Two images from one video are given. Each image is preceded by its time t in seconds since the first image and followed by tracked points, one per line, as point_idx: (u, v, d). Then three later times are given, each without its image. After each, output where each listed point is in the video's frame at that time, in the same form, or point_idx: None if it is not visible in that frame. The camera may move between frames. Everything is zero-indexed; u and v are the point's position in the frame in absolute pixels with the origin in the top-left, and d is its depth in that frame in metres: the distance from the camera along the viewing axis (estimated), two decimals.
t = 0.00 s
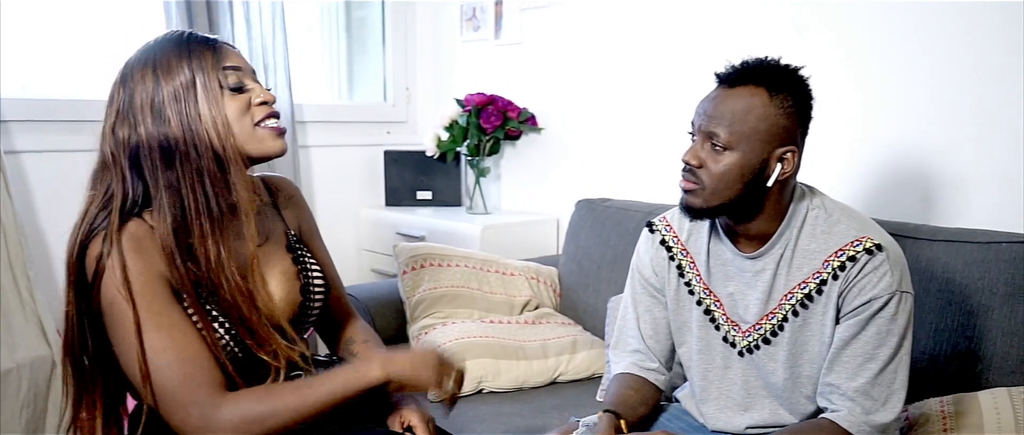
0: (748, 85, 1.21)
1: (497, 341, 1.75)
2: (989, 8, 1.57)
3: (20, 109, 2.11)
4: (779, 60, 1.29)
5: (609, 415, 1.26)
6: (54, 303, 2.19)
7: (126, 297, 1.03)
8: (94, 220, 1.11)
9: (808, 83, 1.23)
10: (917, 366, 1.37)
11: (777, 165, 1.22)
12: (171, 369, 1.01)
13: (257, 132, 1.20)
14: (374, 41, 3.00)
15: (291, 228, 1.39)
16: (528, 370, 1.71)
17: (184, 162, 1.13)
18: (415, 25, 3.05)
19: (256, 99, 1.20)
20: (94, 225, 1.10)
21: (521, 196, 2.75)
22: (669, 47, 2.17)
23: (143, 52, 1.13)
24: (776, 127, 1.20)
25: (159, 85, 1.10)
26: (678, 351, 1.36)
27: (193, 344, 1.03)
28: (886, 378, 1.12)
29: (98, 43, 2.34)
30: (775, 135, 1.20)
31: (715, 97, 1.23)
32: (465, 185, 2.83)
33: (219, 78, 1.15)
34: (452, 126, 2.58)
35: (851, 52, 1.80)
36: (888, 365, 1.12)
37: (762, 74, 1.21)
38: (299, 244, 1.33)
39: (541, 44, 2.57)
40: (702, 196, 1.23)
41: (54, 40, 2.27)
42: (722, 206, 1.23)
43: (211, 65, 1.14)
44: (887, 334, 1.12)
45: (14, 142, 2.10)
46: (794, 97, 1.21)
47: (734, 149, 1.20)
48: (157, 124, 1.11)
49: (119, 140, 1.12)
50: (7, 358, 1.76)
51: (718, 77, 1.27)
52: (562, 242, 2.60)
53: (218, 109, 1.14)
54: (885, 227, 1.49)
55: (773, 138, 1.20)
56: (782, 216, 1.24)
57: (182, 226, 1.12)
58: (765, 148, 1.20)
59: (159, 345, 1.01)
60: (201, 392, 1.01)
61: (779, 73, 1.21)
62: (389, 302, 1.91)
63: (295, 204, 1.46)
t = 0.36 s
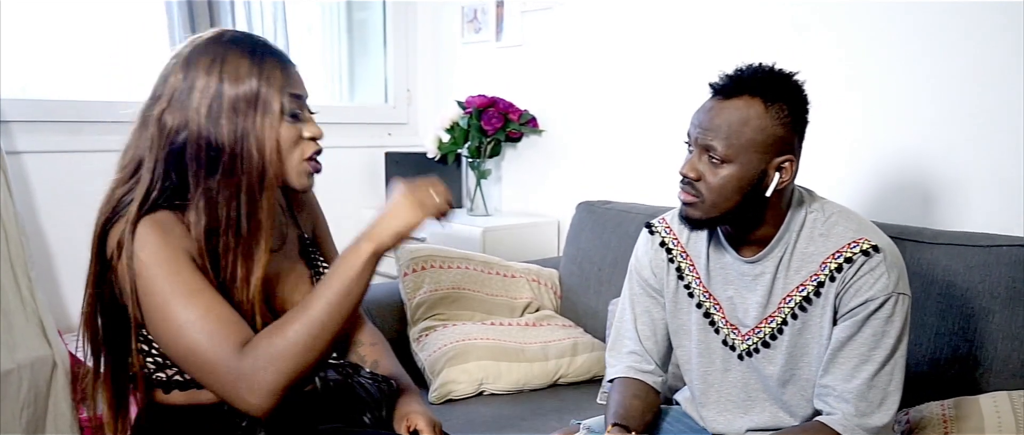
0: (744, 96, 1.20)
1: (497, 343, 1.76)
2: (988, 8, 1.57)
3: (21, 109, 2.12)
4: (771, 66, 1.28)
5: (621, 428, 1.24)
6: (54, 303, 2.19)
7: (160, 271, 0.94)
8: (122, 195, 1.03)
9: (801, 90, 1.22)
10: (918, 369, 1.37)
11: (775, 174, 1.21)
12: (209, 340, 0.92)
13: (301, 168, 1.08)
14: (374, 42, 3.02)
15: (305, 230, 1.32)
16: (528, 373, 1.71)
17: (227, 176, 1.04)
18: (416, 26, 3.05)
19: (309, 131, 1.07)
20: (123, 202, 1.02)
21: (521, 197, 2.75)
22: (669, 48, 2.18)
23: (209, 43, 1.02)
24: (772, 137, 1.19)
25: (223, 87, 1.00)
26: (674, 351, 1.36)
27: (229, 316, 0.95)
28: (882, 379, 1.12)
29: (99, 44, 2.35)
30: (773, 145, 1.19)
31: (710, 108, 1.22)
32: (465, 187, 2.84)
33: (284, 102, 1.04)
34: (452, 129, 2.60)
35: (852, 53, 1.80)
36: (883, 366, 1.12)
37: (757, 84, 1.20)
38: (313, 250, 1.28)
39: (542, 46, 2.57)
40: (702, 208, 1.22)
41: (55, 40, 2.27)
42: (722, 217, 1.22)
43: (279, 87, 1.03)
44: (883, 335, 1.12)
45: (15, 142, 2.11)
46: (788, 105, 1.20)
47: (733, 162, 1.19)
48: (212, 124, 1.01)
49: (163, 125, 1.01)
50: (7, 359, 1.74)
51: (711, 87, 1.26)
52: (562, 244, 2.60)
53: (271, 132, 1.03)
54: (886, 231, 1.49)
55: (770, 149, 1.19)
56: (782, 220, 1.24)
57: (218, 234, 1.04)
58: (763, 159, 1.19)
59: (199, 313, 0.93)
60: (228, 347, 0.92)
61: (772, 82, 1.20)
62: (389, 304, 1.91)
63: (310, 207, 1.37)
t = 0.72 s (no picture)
0: (744, 102, 1.19)
1: (498, 345, 1.76)
2: (987, 9, 1.57)
3: (22, 110, 2.11)
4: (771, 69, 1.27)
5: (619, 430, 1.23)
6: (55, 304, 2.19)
7: (185, 287, 0.93)
8: (159, 198, 1.03)
9: (800, 94, 1.22)
10: (921, 372, 1.37)
11: (776, 179, 1.21)
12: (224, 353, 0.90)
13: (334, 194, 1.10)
14: (376, 43, 3.01)
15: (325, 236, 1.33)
16: (530, 374, 1.71)
17: (274, 197, 1.04)
18: (417, 28, 3.06)
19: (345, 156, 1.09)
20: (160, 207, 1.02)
21: (522, 199, 2.76)
22: (669, 49, 2.18)
23: (268, 56, 1.02)
24: (773, 143, 1.19)
25: (277, 105, 1.00)
26: (676, 354, 1.36)
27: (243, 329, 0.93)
28: (883, 382, 1.12)
29: (101, 44, 2.36)
30: (774, 150, 1.19)
31: (710, 115, 1.22)
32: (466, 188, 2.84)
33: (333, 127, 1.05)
34: (454, 130, 2.60)
35: (852, 54, 1.80)
36: (885, 369, 1.12)
37: (757, 89, 1.20)
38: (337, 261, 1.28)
39: (543, 47, 2.57)
40: (704, 215, 1.22)
41: (57, 41, 2.28)
42: (724, 223, 1.22)
43: (332, 112, 1.03)
44: (884, 338, 1.12)
45: (18, 143, 2.11)
46: (788, 110, 1.20)
47: (734, 169, 1.19)
48: (263, 140, 1.01)
49: (212, 136, 1.01)
50: (8, 359, 1.75)
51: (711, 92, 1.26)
52: (564, 246, 2.60)
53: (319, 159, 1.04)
54: (887, 233, 1.49)
55: (771, 156, 1.19)
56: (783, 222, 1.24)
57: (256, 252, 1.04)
58: (764, 165, 1.19)
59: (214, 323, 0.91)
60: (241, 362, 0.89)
61: (771, 87, 1.20)
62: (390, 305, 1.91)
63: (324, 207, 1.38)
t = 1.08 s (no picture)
0: (740, 104, 1.20)
1: (497, 347, 1.76)
2: (986, 10, 1.57)
3: (21, 111, 2.12)
4: (767, 70, 1.27)
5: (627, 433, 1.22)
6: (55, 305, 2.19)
7: (177, 317, 0.99)
8: (167, 197, 1.05)
9: (797, 95, 1.22)
10: (919, 374, 1.37)
11: (774, 180, 1.21)
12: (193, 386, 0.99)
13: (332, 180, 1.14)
14: (375, 45, 3.02)
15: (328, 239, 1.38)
16: (528, 375, 1.71)
17: (284, 182, 1.06)
18: (417, 29, 3.06)
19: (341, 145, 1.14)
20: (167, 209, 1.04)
21: (522, 201, 2.76)
22: (669, 50, 2.18)
23: (259, 47, 1.04)
24: (770, 145, 1.19)
25: (277, 92, 1.03)
26: (675, 355, 1.36)
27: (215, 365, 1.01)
28: (880, 383, 1.12)
29: (101, 45, 2.36)
30: (770, 153, 1.19)
31: (706, 118, 1.22)
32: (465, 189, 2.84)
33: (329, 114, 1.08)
34: (453, 131, 2.59)
35: (851, 55, 1.80)
36: (882, 370, 1.12)
37: (752, 91, 1.20)
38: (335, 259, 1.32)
39: (542, 48, 2.58)
40: (702, 217, 1.23)
41: (57, 42, 2.28)
42: (722, 226, 1.22)
43: (328, 98, 1.07)
44: (881, 339, 1.12)
45: (17, 144, 2.10)
46: (784, 112, 1.20)
47: (730, 171, 1.19)
48: (270, 126, 1.03)
49: (216, 129, 1.02)
50: (8, 361, 1.74)
51: (708, 95, 1.26)
52: (563, 248, 2.60)
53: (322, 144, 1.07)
54: (885, 235, 1.49)
55: (767, 157, 1.19)
56: (780, 223, 1.24)
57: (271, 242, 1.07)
58: (760, 167, 1.19)
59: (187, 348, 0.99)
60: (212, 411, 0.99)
61: (767, 89, 1.20)
62: (390, 307, 1.91)
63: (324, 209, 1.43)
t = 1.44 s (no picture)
0: (738, 105, 1.20)
1: (496, 348, 1.76)
2: (986, 11, 1.57)
3: (19, 113, 2.11)
4: (765, 71, 1.27)
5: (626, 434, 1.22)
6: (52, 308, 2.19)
7: (149, 306, 0.98)
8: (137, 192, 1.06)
9: (796, 96, 1.22)
10: (918, 375, 1.37)
11: (772, 181, 1.21)
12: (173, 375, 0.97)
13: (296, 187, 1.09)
14: (374, 47, 3.02)
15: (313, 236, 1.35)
16: (527, 377, 1.71)
17: (236, 183, 1.04)
18: (415, 30, 3.06)
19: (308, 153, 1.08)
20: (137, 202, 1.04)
21: (520, 202, 2.76)
22: (668, 51, 2.18)
23: (229, 47, 1.04)
24: (768, 145, 1.19)
25: (232, 91, 1.02)
26: (674, 356, 1.36)
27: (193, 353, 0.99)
28: (878, 384, 1.12)
29: (99, 46, 2.35)
30: (768, 153, 1.19)
31: (704, 119, 1.22)
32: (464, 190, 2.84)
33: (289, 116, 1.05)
34: (452, 132, 2.59)
35: (851, 56, 1.80)
36: (880, 371, 1.12)
37: (751, 92, 1.20)
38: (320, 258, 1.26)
39: (541, 50, 2.57)
40: (700, 218, 1.22)
41: (55, 42, 2.27)
42: (720, 227, 1.22)
43: (289, 99, 1.04)
44: (880, 340, 1.12)
45: (14, 144, 2.10)
46: (783, 112, 1.20)
47: (728, 172, 1.19)
48: (216, 127, 1.02)
49: (179, 124, 1.03)
50: (5, 363, 1.74)
51: (706, 96, 1.26)
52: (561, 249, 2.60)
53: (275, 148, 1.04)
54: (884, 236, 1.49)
55: (765, 158, 1.19)
56: (779, 224, 1.23)
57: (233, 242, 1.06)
58: (758, 168, 1.19)
59: (161, 334, 0.97)
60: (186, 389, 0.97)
61: (765, 90, 1.20)
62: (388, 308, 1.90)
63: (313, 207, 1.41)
